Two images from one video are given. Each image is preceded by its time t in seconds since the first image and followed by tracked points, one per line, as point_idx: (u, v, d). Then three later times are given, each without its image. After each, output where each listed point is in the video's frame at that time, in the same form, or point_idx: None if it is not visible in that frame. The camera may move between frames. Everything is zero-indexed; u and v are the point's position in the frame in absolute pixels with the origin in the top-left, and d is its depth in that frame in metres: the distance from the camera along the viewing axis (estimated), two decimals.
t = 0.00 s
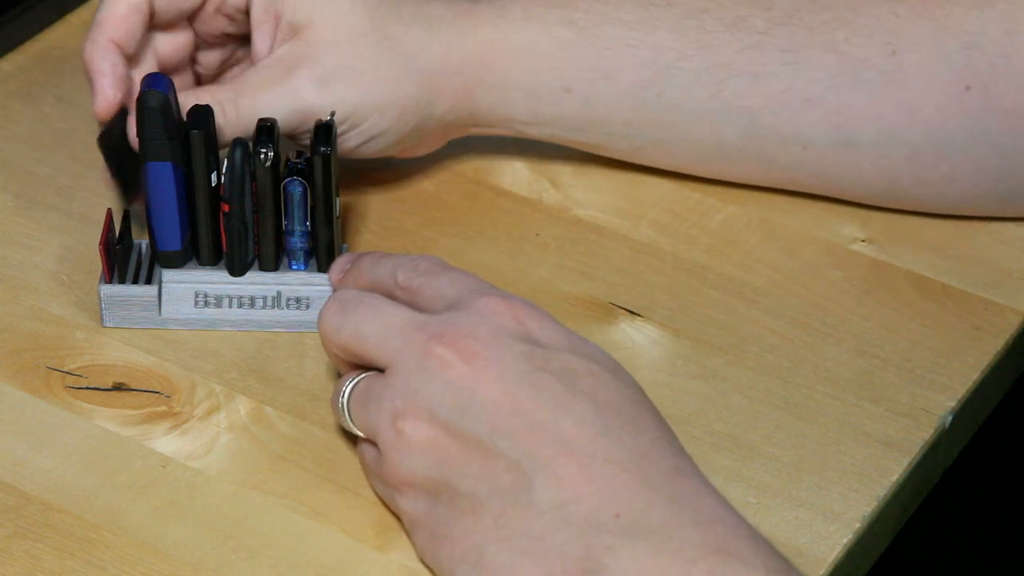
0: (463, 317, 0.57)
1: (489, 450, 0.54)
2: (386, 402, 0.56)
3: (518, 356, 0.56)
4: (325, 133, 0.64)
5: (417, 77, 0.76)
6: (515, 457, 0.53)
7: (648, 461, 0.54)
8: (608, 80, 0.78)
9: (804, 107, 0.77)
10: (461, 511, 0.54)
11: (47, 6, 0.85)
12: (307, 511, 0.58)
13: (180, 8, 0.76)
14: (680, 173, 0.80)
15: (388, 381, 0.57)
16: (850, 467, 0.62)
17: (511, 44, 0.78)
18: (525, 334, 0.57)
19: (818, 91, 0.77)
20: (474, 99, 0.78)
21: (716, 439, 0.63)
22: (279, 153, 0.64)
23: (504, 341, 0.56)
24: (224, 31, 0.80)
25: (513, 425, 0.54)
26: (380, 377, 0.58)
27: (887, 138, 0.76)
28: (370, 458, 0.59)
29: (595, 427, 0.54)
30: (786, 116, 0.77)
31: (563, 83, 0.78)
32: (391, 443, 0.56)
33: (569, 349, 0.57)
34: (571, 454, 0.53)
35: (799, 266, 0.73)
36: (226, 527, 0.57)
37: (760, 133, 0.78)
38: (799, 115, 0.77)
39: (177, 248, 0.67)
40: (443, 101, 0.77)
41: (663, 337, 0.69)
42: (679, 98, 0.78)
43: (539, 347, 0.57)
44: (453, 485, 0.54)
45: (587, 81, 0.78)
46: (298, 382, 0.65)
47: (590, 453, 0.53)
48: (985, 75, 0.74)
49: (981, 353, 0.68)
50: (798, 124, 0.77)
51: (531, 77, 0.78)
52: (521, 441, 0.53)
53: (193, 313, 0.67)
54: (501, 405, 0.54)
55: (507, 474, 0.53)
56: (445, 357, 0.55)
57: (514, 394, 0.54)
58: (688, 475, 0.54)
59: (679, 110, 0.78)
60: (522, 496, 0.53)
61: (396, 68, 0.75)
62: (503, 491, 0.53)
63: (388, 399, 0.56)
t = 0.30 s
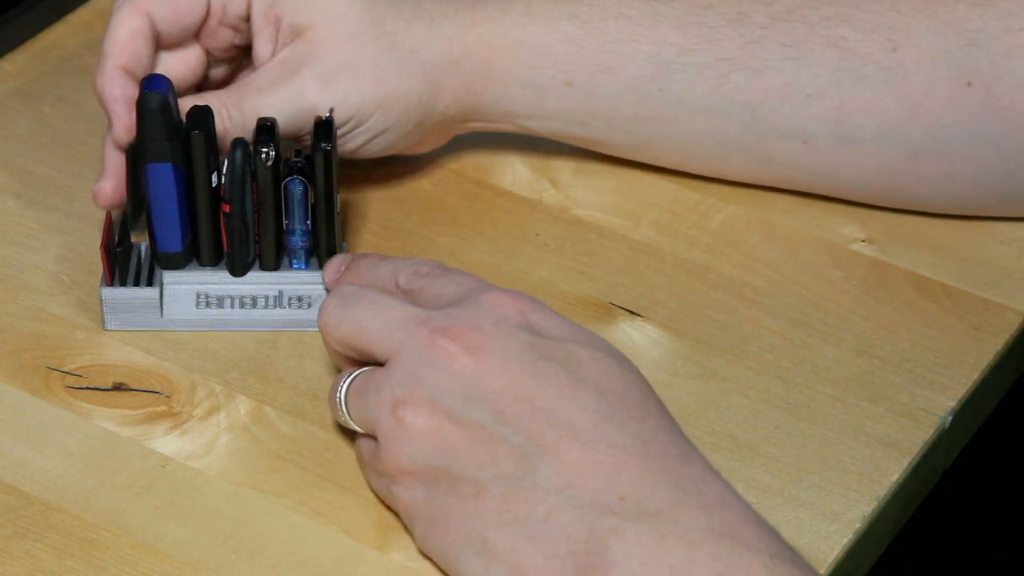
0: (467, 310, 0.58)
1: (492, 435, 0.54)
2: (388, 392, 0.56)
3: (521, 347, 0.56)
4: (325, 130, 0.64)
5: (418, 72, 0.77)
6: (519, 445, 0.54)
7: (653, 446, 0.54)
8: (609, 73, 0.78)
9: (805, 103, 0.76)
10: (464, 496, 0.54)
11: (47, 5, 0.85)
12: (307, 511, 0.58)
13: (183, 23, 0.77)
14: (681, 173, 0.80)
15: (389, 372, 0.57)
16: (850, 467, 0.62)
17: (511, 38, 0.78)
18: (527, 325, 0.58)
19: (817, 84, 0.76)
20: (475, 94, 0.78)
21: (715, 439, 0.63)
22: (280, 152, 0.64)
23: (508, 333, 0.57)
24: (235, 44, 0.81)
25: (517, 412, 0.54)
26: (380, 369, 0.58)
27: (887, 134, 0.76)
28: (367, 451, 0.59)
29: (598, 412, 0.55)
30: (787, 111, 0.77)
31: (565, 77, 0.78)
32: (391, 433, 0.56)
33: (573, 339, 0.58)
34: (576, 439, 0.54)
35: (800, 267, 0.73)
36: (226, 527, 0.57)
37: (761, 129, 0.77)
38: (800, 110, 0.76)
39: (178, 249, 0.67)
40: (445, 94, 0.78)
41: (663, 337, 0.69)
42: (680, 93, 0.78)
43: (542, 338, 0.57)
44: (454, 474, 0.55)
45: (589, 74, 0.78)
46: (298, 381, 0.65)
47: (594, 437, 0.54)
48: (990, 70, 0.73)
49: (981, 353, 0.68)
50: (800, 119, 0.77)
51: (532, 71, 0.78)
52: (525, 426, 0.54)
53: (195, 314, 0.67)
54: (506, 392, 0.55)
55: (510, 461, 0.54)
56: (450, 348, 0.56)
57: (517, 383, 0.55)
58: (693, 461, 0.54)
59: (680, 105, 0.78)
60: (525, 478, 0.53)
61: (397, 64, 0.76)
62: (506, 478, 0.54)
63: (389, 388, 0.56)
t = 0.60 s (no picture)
0: (433, 316, 0.58)
1: (478, 448, 0.54)
2: (372, 411, 0.57)
3: (492, 349, 0.57)
4: (321, 116, 0.65)
5: (394, 54, 0.76)
6: (506, 455, 0.54)
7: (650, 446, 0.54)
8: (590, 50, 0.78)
9: (786, 81, 0.76)
10: (459, 510, 0.54)
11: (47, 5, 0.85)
12: (307, 512, 0.58)
13: (164, 36, 0.76)
14: (681, 173, 0.80)
15: (371, 390, 0.57)
16: (850, 467, 0.62)
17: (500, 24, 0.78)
18: (494, 323, 0.58)
19: (796, 62, 0.76)
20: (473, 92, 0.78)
21: (715, 439, 0.63)
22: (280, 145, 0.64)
23: (477, 336, 0.57)
24: (207, 52, 0.80)
25: (498, 421, 0.54)
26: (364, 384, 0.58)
27: (869, 115, 0.75)
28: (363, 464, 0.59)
29: (583, 415, 0.55)
30: (768, 90, 0.76)
31: (547, 53, 0.78)
32: (380, 450, 0.56)
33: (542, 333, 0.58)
34: (560, 445, 0.54)
35: (800, 267, 0.73)
36: (226, 527, 0.57)
37: (742, 106, 0.77)
38: (782, 87, 0.76)
39: (185, 258, 0.66)
40: (426, 71, 0.78)
41: (663, 336, 0.69)
42: (661, 72, 0.77)
43: (512, 336, 0.58)
44: (446, 488, 0.55)
45: (569, 51, 0.78)
46: (298, 381, 0.65)
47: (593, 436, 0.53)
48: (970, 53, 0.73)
49: (981, 353, 0.68)
50: (781, 99, 0.76)
51: (513, 46, 0.78)
52: (507, 435, 0.54)
53: (210, 321, 0.66)
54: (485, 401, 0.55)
55: (501, 471, 0.54)
56: (425, 359, 0.56)
57: (495, 388, 0.55)
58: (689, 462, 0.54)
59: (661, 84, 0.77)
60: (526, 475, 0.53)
61: (371, 42, 0.75)
62: (500, 487, 0.54)
63: (372, 406, 0.57)
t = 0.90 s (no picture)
0: (383, 285, 0.60)
1: (429, 407, 0.56)
2: (322, 377, 0.58)
3: (440, 312, 0.58)
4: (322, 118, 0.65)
5: (376, 57, 0.77)
6: (455, 411, 0.56)
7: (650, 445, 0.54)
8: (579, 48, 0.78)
9: (762, 79, 0.77)
10: (411, 471, 0.55)
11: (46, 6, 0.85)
12: (307, 512, 0.58)
13: (154, 63, 0.75)
14: (681, 173, 0.80)
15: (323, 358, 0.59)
16: (850, 467, 0.62)
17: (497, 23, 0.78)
18: (442, 289, 0.60)
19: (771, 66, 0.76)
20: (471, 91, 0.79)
21: (715, 439, 0.63)
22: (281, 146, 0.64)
23: (425, 301, 0.59)
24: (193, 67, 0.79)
25: (445, 378, 0.56)
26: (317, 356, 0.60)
27: (846, 113, 0.75)
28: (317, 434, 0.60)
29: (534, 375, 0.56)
30: (745, 87, 0.77)
31: (525, 53, 0.78)
32: (331, 415, 0.57)
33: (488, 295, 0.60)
34: (506, 398, 0.56)
35: (799, 266, 0.73)
36: (226, 527, 0.57)
37: (719, 103, 0.78)
38: (757, 86, 0.77)
39: (185, 258, 0.66)
40: (417, 70, 0.78)
41: (663, 336, 0.69)
42: (640, 69, 0.78)
43: (459, 299, 0.59)
44: (393, 449, 0.56)
45: (549, 51, 0.78)
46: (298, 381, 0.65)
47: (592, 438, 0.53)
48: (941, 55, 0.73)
49: (981, 353, 0.68)
50: (758, 97, 0.77)
51: (499, 44, 0.78)
52: (460, 393, 0.56)
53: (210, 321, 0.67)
54: (434, 361, 0.57)
55: (452, 430, 0.55)
56: (373, 325, 0.58)
57: (445, 350, 0.57)
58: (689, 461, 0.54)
59: (640, 83, 0.78)
60: (526, 476, 0.53)
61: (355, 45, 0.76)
62: (451, 445, 0.55)
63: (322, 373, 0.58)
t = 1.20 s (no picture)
0: (387, 288, 0.60)
1: (431, 406, 0.56)
2: (323, 378, 0.58)
3: (444, 314, 0.59)
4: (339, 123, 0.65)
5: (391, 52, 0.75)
6: (457, 412, 0.56)
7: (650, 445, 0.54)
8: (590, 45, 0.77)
9: (784, 69, 0.77)
10: (413, 471, 0.55)
11: (46, 6, 0.85)
12: (307, 512, 0.58)
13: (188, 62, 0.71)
14: (682, 172, 0.80)
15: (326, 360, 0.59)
16: (850, 467, 0.62)
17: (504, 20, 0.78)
18: (447, 290, 0.60)
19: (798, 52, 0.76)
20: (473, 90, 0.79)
21: (715, 439, 0.63)
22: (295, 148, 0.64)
23: (429, 303, 0.59)
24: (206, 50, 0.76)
25: (448, 378, 0.57)
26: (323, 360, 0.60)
27: (860, 103, 0.76)
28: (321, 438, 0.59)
29: (542, 379, 0.56)
30: (765, 77, 0.77)
31: (546, 44, 0.77)
32: (331, 415, 0.57)
33: (493, 296, 0.60)
34: (513, 400, 0.55)
35: (800, 266, 0.73)
36: (226, 527, 0.57)
37: (733, 91, 0.78)
38: (780, 75, 0.77)
39: (193, 250, 0.67)
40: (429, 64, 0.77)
41: (663, 336, 0.69)
42: (660, 61, 0.77)
43: (463, 300, 0.59)
44: (393, 447, 0.56)
45: (570, 41, 0.77)
46: (298, 381, 0.65)
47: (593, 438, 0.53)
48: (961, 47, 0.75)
49: (981, 353, 0.68)
50: (776, 85, 0.77)
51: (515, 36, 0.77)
52: (463, 392, 0.56)
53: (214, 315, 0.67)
54: (435, 361, 0.57)
55: (454, 429, 0.55)
56: (376, 326, 0.58)
57: (448, 350, 0.57)
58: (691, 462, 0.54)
59: (659, 72, 0.78)
60: (525, 475, 0.53)
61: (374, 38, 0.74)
62: (453, 446, 0.55)
63: (325, 374, 0.58)
